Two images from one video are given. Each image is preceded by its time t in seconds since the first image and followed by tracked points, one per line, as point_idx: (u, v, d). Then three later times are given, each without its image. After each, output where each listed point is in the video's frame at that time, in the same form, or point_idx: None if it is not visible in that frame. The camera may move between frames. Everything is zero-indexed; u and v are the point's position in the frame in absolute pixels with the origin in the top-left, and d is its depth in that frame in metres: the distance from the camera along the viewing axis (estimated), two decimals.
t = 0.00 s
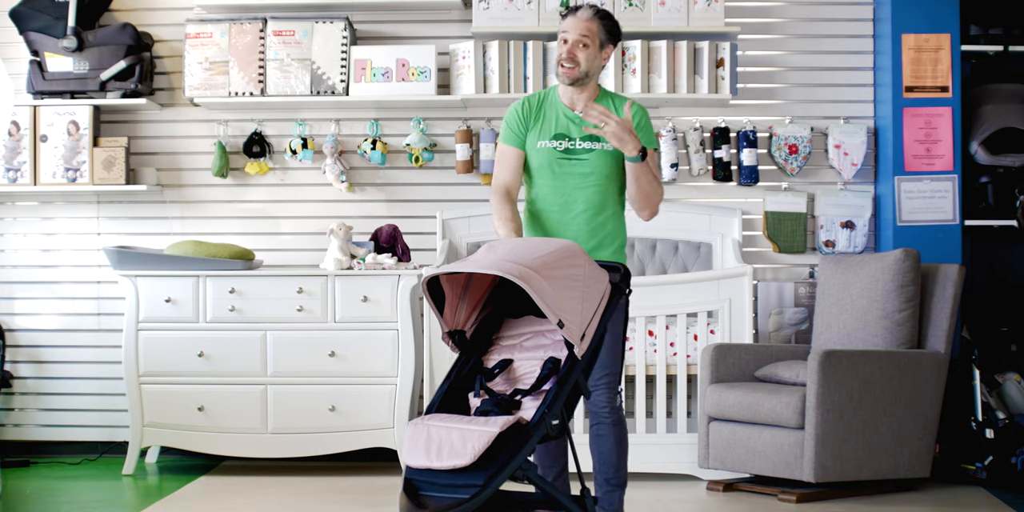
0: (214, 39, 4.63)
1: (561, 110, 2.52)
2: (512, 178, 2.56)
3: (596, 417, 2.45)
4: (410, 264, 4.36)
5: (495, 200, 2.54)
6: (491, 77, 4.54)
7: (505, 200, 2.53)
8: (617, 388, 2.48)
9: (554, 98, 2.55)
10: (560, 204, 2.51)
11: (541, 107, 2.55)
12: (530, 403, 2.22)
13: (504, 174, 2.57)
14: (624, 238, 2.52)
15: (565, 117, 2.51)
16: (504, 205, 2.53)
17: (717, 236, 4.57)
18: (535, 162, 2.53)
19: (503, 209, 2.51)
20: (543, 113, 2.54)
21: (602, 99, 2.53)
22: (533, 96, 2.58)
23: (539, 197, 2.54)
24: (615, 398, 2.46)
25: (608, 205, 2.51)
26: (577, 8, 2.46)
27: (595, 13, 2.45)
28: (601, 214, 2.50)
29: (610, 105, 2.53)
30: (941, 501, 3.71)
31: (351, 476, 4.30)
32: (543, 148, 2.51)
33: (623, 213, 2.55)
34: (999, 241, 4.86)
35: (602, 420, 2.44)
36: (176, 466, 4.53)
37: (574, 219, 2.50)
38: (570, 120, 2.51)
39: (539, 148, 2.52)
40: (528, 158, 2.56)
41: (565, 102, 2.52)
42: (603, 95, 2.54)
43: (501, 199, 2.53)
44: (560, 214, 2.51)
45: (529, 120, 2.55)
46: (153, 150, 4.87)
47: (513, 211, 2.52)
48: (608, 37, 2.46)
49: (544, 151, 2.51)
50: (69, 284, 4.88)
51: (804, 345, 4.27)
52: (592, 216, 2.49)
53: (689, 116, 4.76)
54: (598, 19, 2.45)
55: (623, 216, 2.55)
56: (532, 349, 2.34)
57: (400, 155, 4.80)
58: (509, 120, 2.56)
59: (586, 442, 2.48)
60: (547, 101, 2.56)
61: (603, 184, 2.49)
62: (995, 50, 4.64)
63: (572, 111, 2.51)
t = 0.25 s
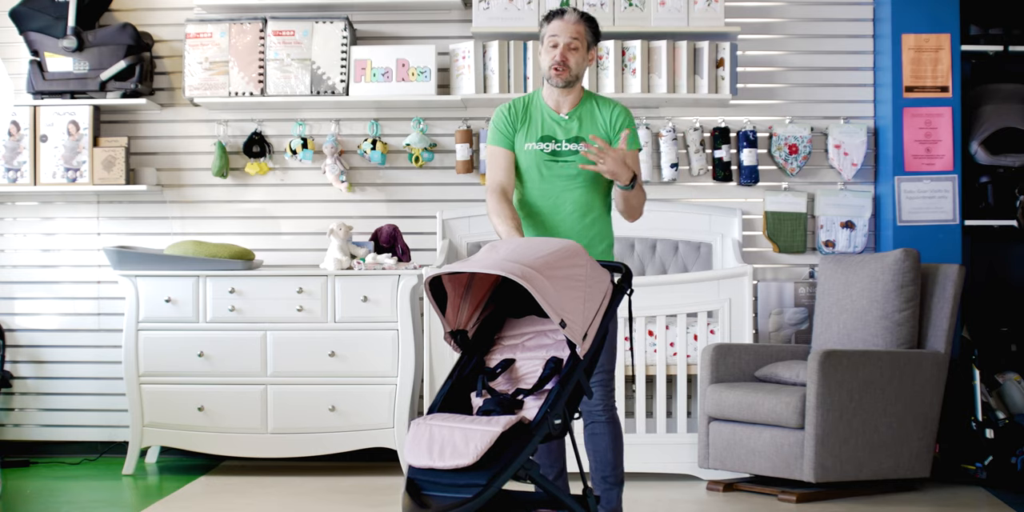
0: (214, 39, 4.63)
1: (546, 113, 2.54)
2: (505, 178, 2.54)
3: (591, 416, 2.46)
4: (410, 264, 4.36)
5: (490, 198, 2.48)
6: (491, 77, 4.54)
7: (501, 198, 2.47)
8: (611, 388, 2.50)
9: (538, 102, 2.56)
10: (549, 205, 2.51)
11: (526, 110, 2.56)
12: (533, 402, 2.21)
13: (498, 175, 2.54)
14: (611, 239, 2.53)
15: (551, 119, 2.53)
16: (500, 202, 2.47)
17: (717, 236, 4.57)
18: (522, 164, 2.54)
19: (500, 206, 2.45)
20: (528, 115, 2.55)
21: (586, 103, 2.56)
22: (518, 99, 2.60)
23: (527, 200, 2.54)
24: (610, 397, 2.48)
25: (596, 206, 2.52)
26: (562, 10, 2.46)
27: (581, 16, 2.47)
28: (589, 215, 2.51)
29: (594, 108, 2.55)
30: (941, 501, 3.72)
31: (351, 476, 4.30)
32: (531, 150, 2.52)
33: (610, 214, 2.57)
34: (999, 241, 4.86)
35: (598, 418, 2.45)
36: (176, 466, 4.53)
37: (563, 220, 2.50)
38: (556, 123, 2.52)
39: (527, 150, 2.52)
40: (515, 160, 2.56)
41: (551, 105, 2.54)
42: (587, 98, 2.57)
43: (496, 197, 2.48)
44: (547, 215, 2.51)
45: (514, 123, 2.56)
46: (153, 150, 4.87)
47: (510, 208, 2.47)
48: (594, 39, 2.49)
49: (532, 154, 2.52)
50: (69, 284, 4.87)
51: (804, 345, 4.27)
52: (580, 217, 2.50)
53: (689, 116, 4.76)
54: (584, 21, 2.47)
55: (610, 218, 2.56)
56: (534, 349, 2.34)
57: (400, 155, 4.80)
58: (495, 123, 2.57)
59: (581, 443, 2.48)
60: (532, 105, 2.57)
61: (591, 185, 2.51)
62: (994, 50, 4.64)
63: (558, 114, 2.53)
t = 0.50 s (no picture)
0: (214, 39, 4.63)
1: (538, 115, 2.54)
2: (502, 179, 2.53)
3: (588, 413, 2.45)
4: (410, 264, 4.36)
5: (488, 200, 2.49)
6: (491, 77, 4.54)
7: (500, 200, 2.48)
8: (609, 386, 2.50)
9: (530, 103, 2.56)
10: (543, 207, 2.51)
11: (518, 112, 2.56)
12: (538, 401, 2.21)
13: (495, 175, 2.53)
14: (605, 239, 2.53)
15: (543, 121, 2.53)
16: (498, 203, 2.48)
17: (717, 236, 4.57)
18: (515, 166, 2.54)
19: (499, 207, 2.46)
20: (521, 117, 2.55)
21: (577, 104, 2.56)
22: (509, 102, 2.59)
23: (522, 201, 2.55)
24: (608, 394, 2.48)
25: (590, 206, 2.52)
26: (554, 13, 2.43)
27: (573, 18, 2.44)
28: (584, 215, 2.51)
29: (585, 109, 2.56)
30: (941, 501, 3.71)
31: (351, 476, 4.30)
32: (524, 152, 2.52)
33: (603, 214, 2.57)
34: (999, 241, 4.86)
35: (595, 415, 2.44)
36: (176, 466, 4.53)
37: (558, 221, 2.50)
38: (549, 124, 2.52)
39: (520, 152, 2.53)
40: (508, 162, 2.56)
41: (543, 108, 2.54)
42: (578, 100, 2.57)
43: (495, 198, 2.49)
44: (542, 216, 2.52)
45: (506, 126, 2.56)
46: (153, 150, 4.87)
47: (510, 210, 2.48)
48: (587, 40, 2.48)
49: (526, 156, 2.52)
50: (69, 284, 4.88)
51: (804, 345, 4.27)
52: (575, 217, 2.50)
53: (689, 116, 4.76)
54: (576, 23, 2.44)
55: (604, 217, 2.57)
56: (537, 348, 2.34)
57: (400, 155, 4.80)
58: (487, 126, 2.57)
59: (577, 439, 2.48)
60: (523, 107, 2.57)
61: (585, 185, 2.51)
62: (994, 50, 4.64)
63: (551, 116, 2.53)
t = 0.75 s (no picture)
0: (214, 39, 4.63)
1: (535, 115, 2.54)
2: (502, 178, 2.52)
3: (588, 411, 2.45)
4: (410, 264, 4.36)
5: (488, 200, 2.48)
6: (491, 77, 4.54)
7: (500, 200, 2.47)
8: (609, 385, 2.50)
9: (526, 104, 2.56)
10: (541, 207, 2.51)
11: (515, 113, 2.56)
12: (542, 401, 2.22)
13: (494, 176, 2.52)
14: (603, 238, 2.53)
15: (540, 122, 2.53)
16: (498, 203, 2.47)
17: (717, 236, 4.58)
18: (513, 166, 2.54)
19: (500, 208, 2.45)
20: (518, 118, 2.55)
21: (574, 104, 2.56)
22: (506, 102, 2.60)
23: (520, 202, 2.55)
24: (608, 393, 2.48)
25: (588, 205, 2.52)
26: (552, 17, 2.42)
27: (570, 21, 2.44)
28: (581, 215, 2.51)
29: (582, 109, 2.55)
30: (941, 501, 3.72)
31: (351, 476, 4.30)
32: (521, 153, 2.52)
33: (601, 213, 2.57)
34: (999, 241, 4.86)
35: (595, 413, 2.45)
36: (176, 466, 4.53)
37: (557, 221, 2.50)
38: (546, 125, 2.52)
39: (518, 153, 2.53)
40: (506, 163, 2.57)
41: (540, 109, 2.54)
42: (575, 100, 2.57)
43: (495, 198, 2.48)
44: (541, 216, 2.52)
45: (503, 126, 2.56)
46: (153, 150, 4.87)
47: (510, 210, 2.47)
48: (583, 42, 2.48)
49: (523, 156, 2.52)
50: (69, 284, 4.87)
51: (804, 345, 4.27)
52: (573, 216, 2.50)
53: (689, 116, 4.76)
54: (574, 25, 2.45)
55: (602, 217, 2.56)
56: (541, 348, 2.34)
57: (400, 155, 4.80)
58: (484, 127, 2.57)
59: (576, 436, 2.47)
60: (520, 107, 2.57)
61: (582, 184, 2.51)
62: (994, 50, 4.64)
63: (547, 116, 2.54)
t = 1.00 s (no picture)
0: (214, 39, 4.63)
1: (535, 115, 2.54)
2: (500, 179, 2.52)
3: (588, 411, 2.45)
4: (410, 264, 4.36)
5: (487, 202, 2.48)
6: (491, 77, 4.54)
7: (498, 201, 2.47)
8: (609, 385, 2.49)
9: (526, 104, 2.56)
10: (542, 207, 2.51)
11: (514, 113, 2.56)
12: (544, 401, 2.21)
13: (492, 177, 2.52)
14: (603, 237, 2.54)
15: (540, 122, 2.53)
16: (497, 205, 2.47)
17: (717, 236, 4.58)
18: (513, 167, 2.54)
19: (499, 209, 2.45)
20: (518, 118, 2.55)
21: (573, 104, 2.56)
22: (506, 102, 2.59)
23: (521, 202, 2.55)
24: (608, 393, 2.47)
25: (588, 205, 2.53)
26: (551, 17, 2.42)
27: (569, 20, 2.43)
28: (582, 215, 2.51)
29: (582, 109, 2.55)
30: (941, 501, 3.71)
31: (351, 476, 4.30)
32: (522, 153, 2.52)
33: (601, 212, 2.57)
34: (1000, 241, 4.86)
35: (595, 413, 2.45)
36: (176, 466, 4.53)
37: (557, 221, 2.50)
38: (546, 125, 2.52)
39: (518, 154, 2.52)
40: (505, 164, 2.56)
41: (540, 108, 2.54)
42: (574, 100, 2.57)
43: (494, 200, 2.48)
44: (542, 216, 2.52)
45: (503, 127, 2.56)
46: (153, 150, 4.87)
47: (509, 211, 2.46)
48: (583, 42, 2.48)
49: (523, 157, 2.52)
50: (69, 284, 4.88)
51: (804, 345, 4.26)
52: (573, 216, 2.50)
53: (689, 116, 4.76)
54: (573, 25, 2.44)
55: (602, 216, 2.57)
56: (543, 348, 2.34)
57: (400, 155, 4.80)
58: (484, 127, 2.56)
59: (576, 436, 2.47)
60: (519, 107, 2.57)
61: (582, 184, 2.51)
62: (994, 50, 4.64)
63: (547, 116, 2.53)
